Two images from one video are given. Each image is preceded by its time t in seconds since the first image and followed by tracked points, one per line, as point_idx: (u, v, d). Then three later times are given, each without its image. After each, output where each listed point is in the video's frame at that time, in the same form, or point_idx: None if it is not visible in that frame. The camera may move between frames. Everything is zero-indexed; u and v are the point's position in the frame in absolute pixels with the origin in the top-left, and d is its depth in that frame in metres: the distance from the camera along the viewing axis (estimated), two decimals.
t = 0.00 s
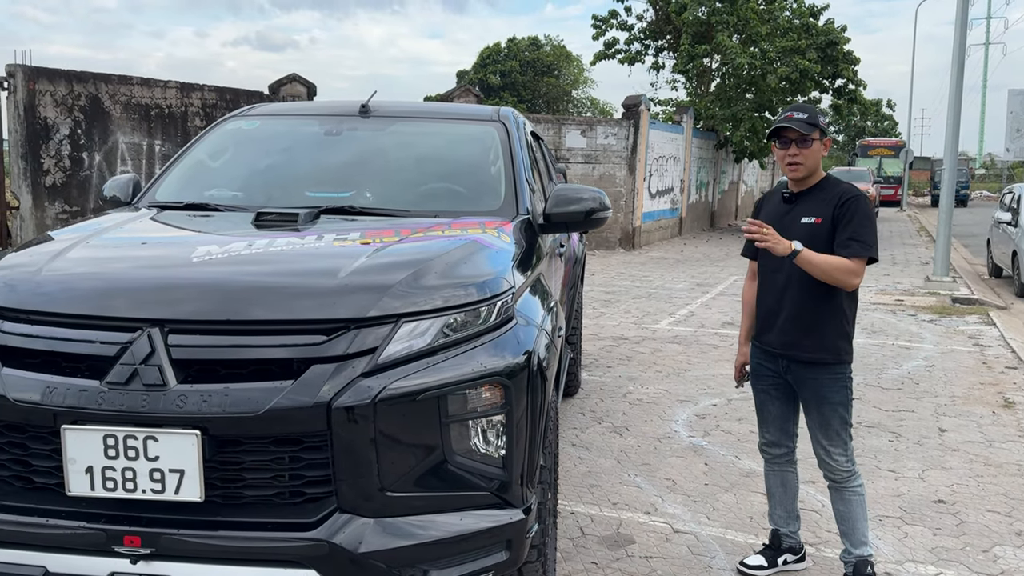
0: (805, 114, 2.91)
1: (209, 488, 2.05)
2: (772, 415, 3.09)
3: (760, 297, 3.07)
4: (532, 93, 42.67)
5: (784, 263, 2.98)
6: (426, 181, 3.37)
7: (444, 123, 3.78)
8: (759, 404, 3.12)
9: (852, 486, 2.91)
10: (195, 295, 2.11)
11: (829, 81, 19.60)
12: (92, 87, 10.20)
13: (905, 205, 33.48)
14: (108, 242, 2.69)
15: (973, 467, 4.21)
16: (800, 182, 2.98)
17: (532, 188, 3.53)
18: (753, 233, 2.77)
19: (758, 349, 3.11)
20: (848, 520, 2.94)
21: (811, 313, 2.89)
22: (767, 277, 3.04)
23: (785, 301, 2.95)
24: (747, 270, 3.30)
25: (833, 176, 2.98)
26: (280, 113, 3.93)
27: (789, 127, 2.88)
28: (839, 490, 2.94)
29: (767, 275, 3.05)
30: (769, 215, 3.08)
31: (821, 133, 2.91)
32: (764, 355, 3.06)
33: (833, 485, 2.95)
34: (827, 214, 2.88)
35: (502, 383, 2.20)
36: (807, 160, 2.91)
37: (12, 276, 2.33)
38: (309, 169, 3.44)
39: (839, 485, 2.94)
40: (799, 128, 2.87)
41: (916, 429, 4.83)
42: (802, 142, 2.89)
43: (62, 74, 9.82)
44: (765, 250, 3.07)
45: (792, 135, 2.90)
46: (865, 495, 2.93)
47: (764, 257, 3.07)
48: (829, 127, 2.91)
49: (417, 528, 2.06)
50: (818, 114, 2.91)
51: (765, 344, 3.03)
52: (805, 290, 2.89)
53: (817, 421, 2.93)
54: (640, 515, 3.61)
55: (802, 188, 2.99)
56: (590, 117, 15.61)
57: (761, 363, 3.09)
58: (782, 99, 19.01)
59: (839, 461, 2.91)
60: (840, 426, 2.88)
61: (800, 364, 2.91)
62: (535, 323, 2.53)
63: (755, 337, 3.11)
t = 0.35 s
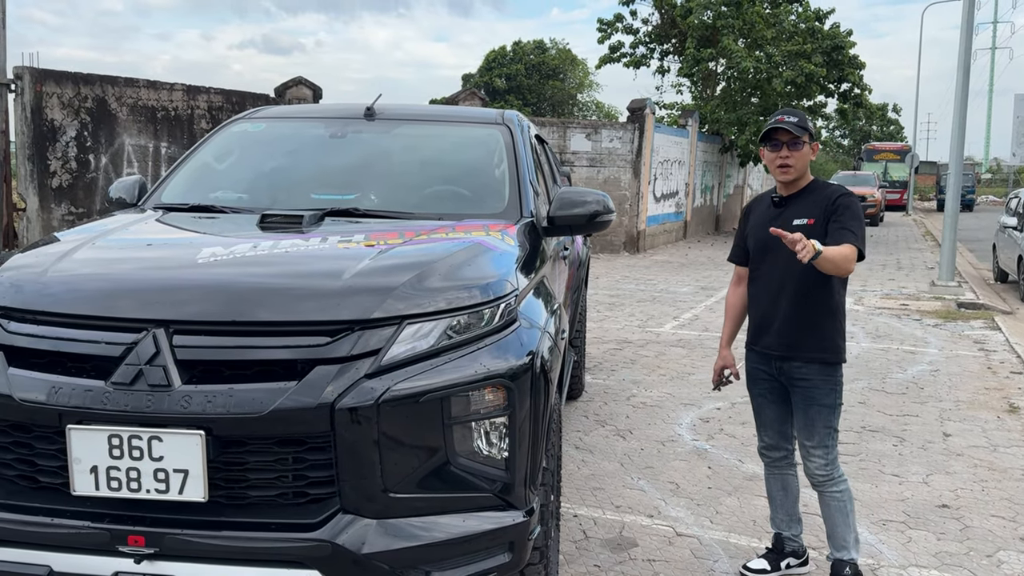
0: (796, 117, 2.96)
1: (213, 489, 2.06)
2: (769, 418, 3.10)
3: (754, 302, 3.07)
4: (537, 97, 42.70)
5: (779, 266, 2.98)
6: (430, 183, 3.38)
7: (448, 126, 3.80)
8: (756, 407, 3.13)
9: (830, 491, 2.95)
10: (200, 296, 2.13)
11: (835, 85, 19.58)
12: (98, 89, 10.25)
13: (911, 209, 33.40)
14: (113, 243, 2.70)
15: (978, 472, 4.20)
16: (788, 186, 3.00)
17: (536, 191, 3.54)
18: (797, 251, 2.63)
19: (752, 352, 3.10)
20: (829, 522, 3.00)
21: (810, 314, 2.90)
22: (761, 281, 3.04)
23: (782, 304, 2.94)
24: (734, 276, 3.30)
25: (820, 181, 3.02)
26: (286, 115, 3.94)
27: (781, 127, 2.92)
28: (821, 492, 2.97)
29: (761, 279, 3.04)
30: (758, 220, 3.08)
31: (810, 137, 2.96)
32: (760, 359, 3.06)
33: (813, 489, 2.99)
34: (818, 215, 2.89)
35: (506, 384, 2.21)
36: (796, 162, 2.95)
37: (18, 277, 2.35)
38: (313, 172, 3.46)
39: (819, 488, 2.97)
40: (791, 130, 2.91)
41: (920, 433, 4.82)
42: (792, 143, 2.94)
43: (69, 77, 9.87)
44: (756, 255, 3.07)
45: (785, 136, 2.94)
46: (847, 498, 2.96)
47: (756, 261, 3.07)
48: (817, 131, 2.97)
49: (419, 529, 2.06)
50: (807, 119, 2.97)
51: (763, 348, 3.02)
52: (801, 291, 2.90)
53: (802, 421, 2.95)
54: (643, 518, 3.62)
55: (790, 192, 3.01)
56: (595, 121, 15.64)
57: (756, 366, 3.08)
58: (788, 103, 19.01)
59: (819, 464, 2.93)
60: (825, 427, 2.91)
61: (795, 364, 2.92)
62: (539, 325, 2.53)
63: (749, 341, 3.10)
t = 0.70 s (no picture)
0: (785, 116, 2.96)
1: (216, 489, 2.06)
2: (769, 422, 3.10)
3: (750, 305, 3.08)
4: (541, 99, 42.73)
5: (771, 270, 2.98)
6: (433, 184, 3.39)
7: (452, 127, 3.80)
8: (759, 412, 3.13)
9: (812, 489, 2.90)
10: (205, 296, 2.13)
11: (839, 88, 19.55)
12: (104, 91, 10.28)
13: (916, 212, 33.33)
14: (118, 244, 2.71)
15: (983, 475, 4.18)
16: (777, 186, 2.97)
17: (540, 192, 3.54)
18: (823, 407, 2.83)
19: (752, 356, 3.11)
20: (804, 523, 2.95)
21: (804, 320, 2.91)
22: (755, 284, 3.04)
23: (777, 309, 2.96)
24: (733, 280, 3.30)
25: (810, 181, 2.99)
26: (291, 117, 3.95)
27: (770, 125, 2.91)
28: (799, 491, 2.92)
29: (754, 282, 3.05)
30: (753, 221, 3.08)
31: (799, 136, 2.95)
32: (758, 361, 3.07)
33: (794, 486, 2.94)
34: (810, 220, 2.86)
35: (509, 386, 2.21)
36: (786, 160, 2.93)
37: (22, 278, 2.35)
38: (318, 173, 3.46)
39: (799, 487, 2.93)
40: (780, 128, 2.90)
41: (925, 436, 4.80)
42: (781, 142, 2.92)
43: (75, 78, 9.90)
44: (751, 256, 3.07)
45: (774, 134, 2.93)
46: (826, 501, 2.93)
47: (750, 263, 3.07)
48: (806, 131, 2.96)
49: (423, 531, 2.06)
50: (796, 119, 2.96)
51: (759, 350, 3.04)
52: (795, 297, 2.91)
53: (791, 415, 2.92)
54: (647, 520, 3.61)
55: (780, 192, 2.98)
56: (599, 124, 15.65)
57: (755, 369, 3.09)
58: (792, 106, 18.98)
59: (804, 460, 2.89)
60: (813, 423, 2.86)
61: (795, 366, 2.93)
62: (543, 327, 2.53)
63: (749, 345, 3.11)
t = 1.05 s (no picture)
0: (784, 120, 2.87)
1: (219, 490, 2.06)
2: (759, 434, 3.08)
3: (742, 316, 3.00)
4: (544, 101, 42.76)
5: (765, 280, 2.90)
6: (436, 186, 3.39)
7: (455, 129, 3.80)
8: (749, 422, 3.10)
9: (791, 504, 2.88)
10: (207, 298, 2.13)
11: (842, 89, 19.55)
12: (107, 93, 10.30)
13: (919, 213, 33.30)
14: (121, 245, 2.71)
15: (986, 477, 4.17)
16: (773, 192, 2.88)
17: (543, 194, 3.54)
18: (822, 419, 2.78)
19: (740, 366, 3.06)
20: (775, 538, 2.90)
21: (799, 333, 2.84)
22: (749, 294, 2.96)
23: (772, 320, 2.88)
24: (721, 285, 3.25)
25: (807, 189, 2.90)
26: (293, 119, 3.96)
27: (769, 129, 2.82)
28: (778, 503, 2.90)
29: (747, 292, 2.98)
30: (744, 228, 2.99)
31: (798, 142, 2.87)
32: (745, 371, 3.02)
33: (774, 497, 2.92)
34: (808, 228, 2.79)
35: (511, 387, 2.20)
36: (784, 167, 2.84)
37: (26, 279, 2.35)
38: (321, 174, 3.47)
39: (779, 499, 2.90)
40: (779, 132, 2.82)
41: (928, 438, 4.79)
42: (780, 147, 2.84)
43: (79, 80, 9.93)
44: (744, 265, 2.98)
45: (773, 139, 2.85)
46: (802, 518, 2.89)
47: (742, 272, 2.99)
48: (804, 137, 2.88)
49: (425, 532, 2.06)
50: (795, 124, 2.88)
51: (748, 361, 2.98)
52: (791, 309, 2.84)
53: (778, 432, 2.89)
54: (649, 522, 3.60)
55: (775, 199, 2.89)
56: (602, 125, 15.66)
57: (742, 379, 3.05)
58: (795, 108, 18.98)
59: (788, 477, 2.87)
60: (802, 440, 2.84)
61: (783, 380, 2.86)
62: (545, 328, 2.53)
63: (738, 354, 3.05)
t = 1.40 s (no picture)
0: (794, 112, 2.82)
1: (220, 493, 2.06)
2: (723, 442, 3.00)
3: (728, 312, 2.94)
4: (544, 102, 42.77)
5: (757, 277, 2.85)
6: (435, 188, 3.38)
7: (454, 130, 3.81)
8: (713, 429, 3.03)
9: (785, 516, 2.87)
10: (207, 301, 2.13)
11: (842, 90, 19.56)
12: (107, 96, 10.31)
13: (919, 213, 33.29)
14: (121, 248, 2.71)
15: (988, 477, 4.17)
16: (777, 188, 2.83)
17: (543, 195, 3.54)
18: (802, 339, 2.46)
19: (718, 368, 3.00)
20: (769, 549, 2.90)
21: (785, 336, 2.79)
22: (738, 290, 2.91)
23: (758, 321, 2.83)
24: (708, 275, 3.21)
25: (811, 185, 2.86)
26: (293, 121, 3.96)
27: (778, 121, 2.77)
28: (773, 516, 2.89)
29: (735, 288, 2.92)
30: (741, 220, 2.93)
31: (807, 135, 2.81)
32: (725, 375, 2.95)
33: (768, 508, 2.91)
34: (809, 229, 2.73)
35: (511, 390, 2.20)
36: (791, 161, 2.79)
37: (26, 283, 2.35)
38: (321, 177, 3.47)
39: (772, 511, 2.90)
40: (788, 124, 2.77)
41: (930, 438, 4.79)
42: (788, 140, 2.79)
43: (78, 83, 9.93)
44: (736, 260, 2.92)
45: (780, 131, 2.79)
46: (797, 528, 2.89)
47: (734, 266, 2.93)
48: (813, 130, 2.82)
49: (427, 534, 2.05)
50: (805, 117, 2.83)
51: (727, 363, 2.93)
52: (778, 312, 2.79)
53: (766, 446, 2.86)
54: (651, 523, 3.60)
55: (778, 194, 2.84)
56: (602, 126, 15.66)
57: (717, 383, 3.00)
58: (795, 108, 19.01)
59: (779, 491, 2.85)
60: (790, 455, 2.82)
61: (763, 386, 2.82)
62: (546, 329, 2.53)
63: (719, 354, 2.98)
